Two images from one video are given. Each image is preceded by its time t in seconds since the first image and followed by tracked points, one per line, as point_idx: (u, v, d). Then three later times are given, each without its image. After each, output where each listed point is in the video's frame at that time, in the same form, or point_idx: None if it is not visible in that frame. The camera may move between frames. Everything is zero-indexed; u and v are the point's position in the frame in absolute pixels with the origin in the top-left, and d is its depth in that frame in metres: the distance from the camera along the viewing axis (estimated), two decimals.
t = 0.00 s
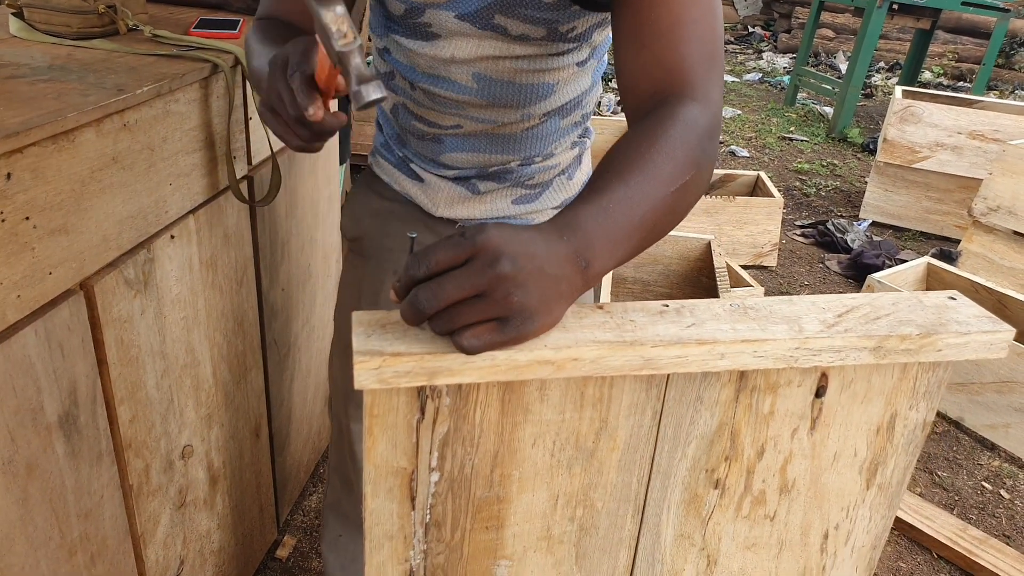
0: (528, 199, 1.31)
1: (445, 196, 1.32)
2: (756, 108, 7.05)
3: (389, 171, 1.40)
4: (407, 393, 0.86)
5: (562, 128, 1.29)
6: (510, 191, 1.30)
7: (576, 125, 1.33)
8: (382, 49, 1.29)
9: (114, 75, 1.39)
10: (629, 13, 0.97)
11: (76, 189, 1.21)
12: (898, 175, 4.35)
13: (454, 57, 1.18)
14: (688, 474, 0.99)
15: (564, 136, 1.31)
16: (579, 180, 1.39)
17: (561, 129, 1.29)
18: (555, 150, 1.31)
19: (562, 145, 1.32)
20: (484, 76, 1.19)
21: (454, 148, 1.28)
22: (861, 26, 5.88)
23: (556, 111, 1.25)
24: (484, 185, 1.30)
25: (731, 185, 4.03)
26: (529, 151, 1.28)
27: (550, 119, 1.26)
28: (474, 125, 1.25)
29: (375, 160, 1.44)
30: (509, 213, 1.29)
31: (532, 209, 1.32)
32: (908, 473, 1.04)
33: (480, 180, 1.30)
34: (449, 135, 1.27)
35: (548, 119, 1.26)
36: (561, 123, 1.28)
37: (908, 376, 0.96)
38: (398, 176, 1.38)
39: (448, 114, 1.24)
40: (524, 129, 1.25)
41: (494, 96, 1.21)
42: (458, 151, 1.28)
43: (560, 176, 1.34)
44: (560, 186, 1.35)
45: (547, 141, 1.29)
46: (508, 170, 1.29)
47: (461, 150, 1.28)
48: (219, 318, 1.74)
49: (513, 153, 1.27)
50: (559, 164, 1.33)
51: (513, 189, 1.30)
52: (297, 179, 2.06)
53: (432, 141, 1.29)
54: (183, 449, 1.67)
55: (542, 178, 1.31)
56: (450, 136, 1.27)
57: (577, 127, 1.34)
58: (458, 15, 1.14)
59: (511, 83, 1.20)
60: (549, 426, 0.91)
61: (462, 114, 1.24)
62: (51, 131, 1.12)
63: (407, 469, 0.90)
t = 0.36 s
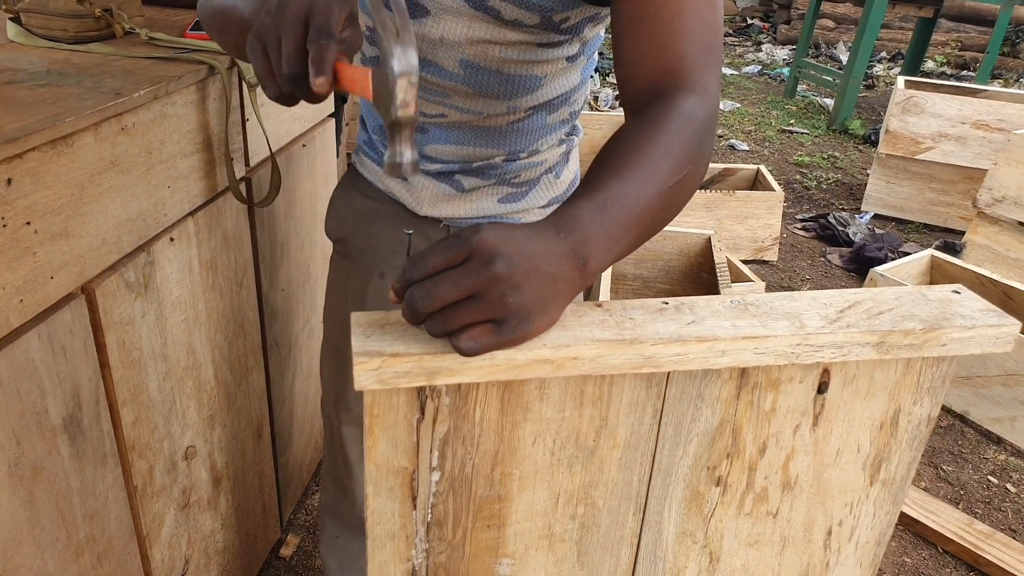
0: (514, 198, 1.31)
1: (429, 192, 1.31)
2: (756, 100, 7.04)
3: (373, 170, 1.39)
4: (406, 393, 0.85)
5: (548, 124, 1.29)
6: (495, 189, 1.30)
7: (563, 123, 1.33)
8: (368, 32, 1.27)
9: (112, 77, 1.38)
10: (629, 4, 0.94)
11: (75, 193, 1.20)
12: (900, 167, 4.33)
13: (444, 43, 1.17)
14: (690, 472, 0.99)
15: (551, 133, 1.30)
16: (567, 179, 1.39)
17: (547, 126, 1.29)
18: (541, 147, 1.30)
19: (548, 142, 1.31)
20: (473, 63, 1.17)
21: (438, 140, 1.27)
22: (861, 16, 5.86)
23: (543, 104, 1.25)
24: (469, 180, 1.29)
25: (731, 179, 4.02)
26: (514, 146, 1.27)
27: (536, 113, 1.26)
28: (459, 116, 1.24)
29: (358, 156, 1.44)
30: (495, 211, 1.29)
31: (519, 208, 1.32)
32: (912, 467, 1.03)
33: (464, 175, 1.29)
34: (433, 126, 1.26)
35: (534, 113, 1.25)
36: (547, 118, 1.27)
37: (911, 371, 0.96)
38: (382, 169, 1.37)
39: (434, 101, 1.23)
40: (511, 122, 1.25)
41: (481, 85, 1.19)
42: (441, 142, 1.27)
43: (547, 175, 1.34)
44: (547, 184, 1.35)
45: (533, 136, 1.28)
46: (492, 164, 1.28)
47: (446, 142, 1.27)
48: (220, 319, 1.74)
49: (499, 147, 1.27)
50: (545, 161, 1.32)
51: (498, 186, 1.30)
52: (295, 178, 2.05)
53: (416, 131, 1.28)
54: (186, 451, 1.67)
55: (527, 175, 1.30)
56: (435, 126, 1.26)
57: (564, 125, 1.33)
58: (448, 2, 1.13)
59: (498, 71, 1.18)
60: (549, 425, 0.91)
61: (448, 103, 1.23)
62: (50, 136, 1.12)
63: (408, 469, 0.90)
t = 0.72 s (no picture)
0: (514, 204, 1.32)
1: (427, 198, 1.32)
2: (760, 100, 7.03)
3: (371, 175, 1.39)
4: (413, 402, 0.85)
5: (547, 129, 1.28)
6: (494, 195, 1.31)
7: (563, 128, 1.32)
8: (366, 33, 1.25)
9: (120, 83, 1.39)
10: (633, 7, 0.93)
11: (83, 199, 1.21)
12: (905, 167, 4.32)
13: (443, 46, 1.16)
14: (697, 480, 0.98)
15: (550, 138, 1.30)
16: (568, 183, 1.39)
17: (546, 131, 1.28)
18: (541, 152, 1.30)
19: (548, 147, 1.31)
20: (472, 67, 1.16)
21: (436, 144, 1.27)
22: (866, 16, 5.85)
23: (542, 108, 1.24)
24: (468, 187, 1.30)
25: (736, 180, 4.01)
26: (513, 152, 1.27)
27: (535, 118, 1.25)
28: (457, 121, 1.23)
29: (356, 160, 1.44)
30: (494, 218, 1.30)
31: (520, 213, 1.33)
32: (920, 476, 1.03)
33: (463, 181, 1.30)
34: (432, 130, 1.26)
35: (533, 118, 1.25)
36: (547, 122, 1.27)
37: (919, 379, 0.96)
38: (381, 172, 1.37)
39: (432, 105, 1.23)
40: (511, 127, 1.24)
41: (480, 89, 1.19)
42: (440, 146, 1.27)
43: (547, 179, 1.34)
44: (548, 189, 1.34)
45: (532, 142, 1.28)
46: (491, 169, 1.28)
47: (444, 146, 1.27)
48: (226, 323, 1.74)
49: (497, 152, 1.27)
50: (545, 166, 1.32)
51: (497, 192, 1.30)
52: (301, 182, 2.06)
53: (415, 135, 1.27)
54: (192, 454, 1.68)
55: (526, 180, 1.30)
56: (433, 131, 1.26)
57: (564, 129, 1.33)
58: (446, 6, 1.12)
59: (498, 76, 1.17)
60: (556, 434, 0.91)
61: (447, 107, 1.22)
62: (59, 142, 1.13)
63: (415, 478, 0.90)
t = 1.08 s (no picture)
0: (511, 210, 1.32)
1: (423, 205, 1.32)
2: (763, 102, 7.02)
3: (367, 180, 1.39)
4: (419, 415, 0.85)
5: (545, 136, 1.28)
6: (491, 202, 1.31)
7: (561, 135, 1.32)
8: (363, 34, 1.25)
9: (125, 87, 1.39)
10: (638, 13, 0.93)
11: (88, 203, 1.21)
12: (909, 171, 4.32)
13: (440, 53, 1.15)
14: (702, 492, 0.98)
15: (548, 145, 1.30)
16: (566, 190, 1.39)
17: (544, 138, 1.28)
18: (538, 159, 1.30)
19: (546, 154, 1.31)
20: (470, 73, 1.16)
21: (433, 149, 1.27)
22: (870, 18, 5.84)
23: (539, 115, 1.24)
24: (464, 194, 1.30)
25: (739, 183, 4.01)
26: (511, 158, 1.28)
27: (533, 125, 1.25)
28: (454, 126, 1.23)
29: (352, 162, 1.44)
30: (491, 225, 1.31)
31: (516, 220, 1.34)
32: (926, 488, 1.02)
33: (459, 188, 1.30)
34: (429, 135, 1.26)
35: (531, 125, 1.24)
36: (544, 129, 1.27)
37: (926, 393, 0.95)
38: (376, 175, 1.37)
39: (429, 110, 1.22)
40: (508, 134, 1.24)
41: (477, 95, 1.18)
42: (436, 150, 1.27)
43: (544, 186, 1.34)
44: (545, 195, 1.35)
45: (529, 148, 1.28)
46: (488, 176, 1.28)
47: (441, 151, 1.27)
48: (229, 327, 1.74)
49: (494, 159, 1.27)
50: (543, 173, 1.32)
51: (494, 199, 1.31)
52: (305, 186, 2.06)
53: (412, 139, 1.27)
54: (195, 457, 1.68)
55: (524, 187, 1.31)
56: (430, 135, 1.26)
57: (562, 136, 1.33)
58: (444, 11, 1.11)
59: (496, 83, 1.17)
60: (561, 446, 0.91)
61: (443, 113, 1.22)
62: (65, 147, 1.13)
63: (420, 489, 0.90)
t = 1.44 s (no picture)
0: (514, 209, 1.33)
1: (426, 206, 1.33)
2: (769, 102, 7.01)
3: (368, 181, 1.39)
4: (424, 409, 0.86)
5: (546, 133, 1.29)
6: (494, 202, 1.32)
7: (562, 132, 1.33)
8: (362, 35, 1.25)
9: (132, 89, 1.40)
10: (640, 12, 0.94)
11: (96, 204, 1.22)
12: (915, 169, 4.31)
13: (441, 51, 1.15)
14: (706, 486, 0.99)
15: (550, 142, 1.31)
16: (568, 188, 1.40)
17: (545, 135, 1.29)
18: (540, 157, 1.31)
19: (548, 152, 1.32)
20: (471, 71, 1.16)
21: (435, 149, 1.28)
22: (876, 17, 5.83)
23: (541, 112, 1.24)
24: (466, 195, 1.31)
25: (745, 182, 4.01)
26: (513, 157, 1.28)
27: (535, 122, 1.25)
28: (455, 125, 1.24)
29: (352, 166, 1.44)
30: (494, 225, 1.31)
31: (519, 220, 1.34)
32: (929, 483, 1.03)
33: (462, 189, 1.30)
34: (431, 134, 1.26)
35: (532, 122, 1.25)
36: (546, 127, 1.27)
37: (928, 387, 0.96)
38: (377, 178, 1.37)
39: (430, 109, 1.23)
40: (510, 132, 1.25)
41: (479, 93, 1.19)
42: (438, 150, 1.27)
43: (546, 185, 1.35)
44: (547, 194, 1.36)
45: (531, 146, 1.28)
46: (490, 175, 1.29)
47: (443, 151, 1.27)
48: (236, 326, 1.76)
49: (496, 158, 1.28)
50: (545, 172, 1.33)
51: (497, 199, 1.32)
52: (310, 186, 2.07)
53: (414, 139, 1.28)
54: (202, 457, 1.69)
55: (526, 185, 1.31)
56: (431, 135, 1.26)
57: (563, 134, 1.33)
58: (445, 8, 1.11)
59: (497, 80, 1.17)
60: (566, 440, 0.92)
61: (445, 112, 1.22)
62: (72, 148, 1.14)
63: (425, 483, 0.91)
